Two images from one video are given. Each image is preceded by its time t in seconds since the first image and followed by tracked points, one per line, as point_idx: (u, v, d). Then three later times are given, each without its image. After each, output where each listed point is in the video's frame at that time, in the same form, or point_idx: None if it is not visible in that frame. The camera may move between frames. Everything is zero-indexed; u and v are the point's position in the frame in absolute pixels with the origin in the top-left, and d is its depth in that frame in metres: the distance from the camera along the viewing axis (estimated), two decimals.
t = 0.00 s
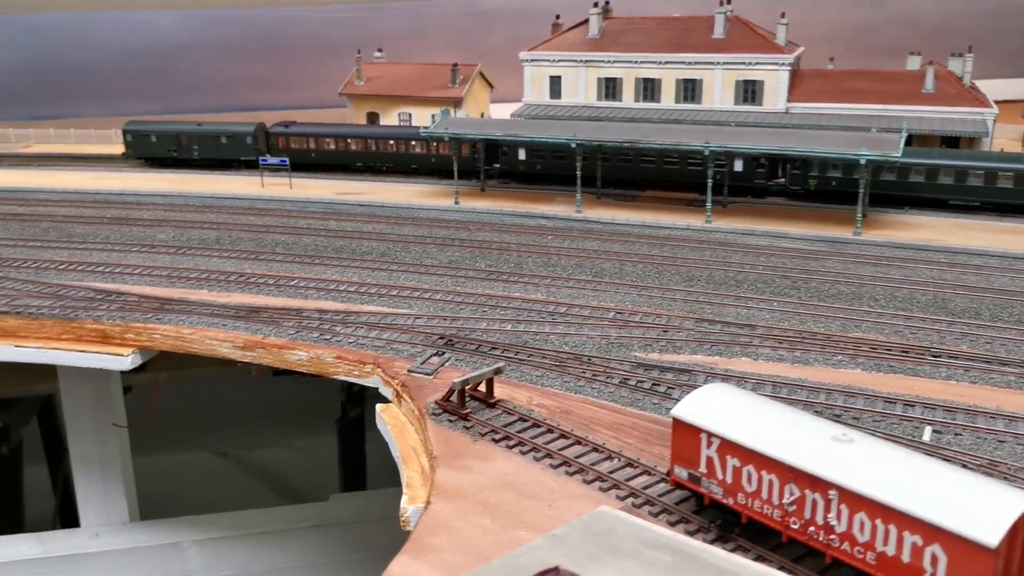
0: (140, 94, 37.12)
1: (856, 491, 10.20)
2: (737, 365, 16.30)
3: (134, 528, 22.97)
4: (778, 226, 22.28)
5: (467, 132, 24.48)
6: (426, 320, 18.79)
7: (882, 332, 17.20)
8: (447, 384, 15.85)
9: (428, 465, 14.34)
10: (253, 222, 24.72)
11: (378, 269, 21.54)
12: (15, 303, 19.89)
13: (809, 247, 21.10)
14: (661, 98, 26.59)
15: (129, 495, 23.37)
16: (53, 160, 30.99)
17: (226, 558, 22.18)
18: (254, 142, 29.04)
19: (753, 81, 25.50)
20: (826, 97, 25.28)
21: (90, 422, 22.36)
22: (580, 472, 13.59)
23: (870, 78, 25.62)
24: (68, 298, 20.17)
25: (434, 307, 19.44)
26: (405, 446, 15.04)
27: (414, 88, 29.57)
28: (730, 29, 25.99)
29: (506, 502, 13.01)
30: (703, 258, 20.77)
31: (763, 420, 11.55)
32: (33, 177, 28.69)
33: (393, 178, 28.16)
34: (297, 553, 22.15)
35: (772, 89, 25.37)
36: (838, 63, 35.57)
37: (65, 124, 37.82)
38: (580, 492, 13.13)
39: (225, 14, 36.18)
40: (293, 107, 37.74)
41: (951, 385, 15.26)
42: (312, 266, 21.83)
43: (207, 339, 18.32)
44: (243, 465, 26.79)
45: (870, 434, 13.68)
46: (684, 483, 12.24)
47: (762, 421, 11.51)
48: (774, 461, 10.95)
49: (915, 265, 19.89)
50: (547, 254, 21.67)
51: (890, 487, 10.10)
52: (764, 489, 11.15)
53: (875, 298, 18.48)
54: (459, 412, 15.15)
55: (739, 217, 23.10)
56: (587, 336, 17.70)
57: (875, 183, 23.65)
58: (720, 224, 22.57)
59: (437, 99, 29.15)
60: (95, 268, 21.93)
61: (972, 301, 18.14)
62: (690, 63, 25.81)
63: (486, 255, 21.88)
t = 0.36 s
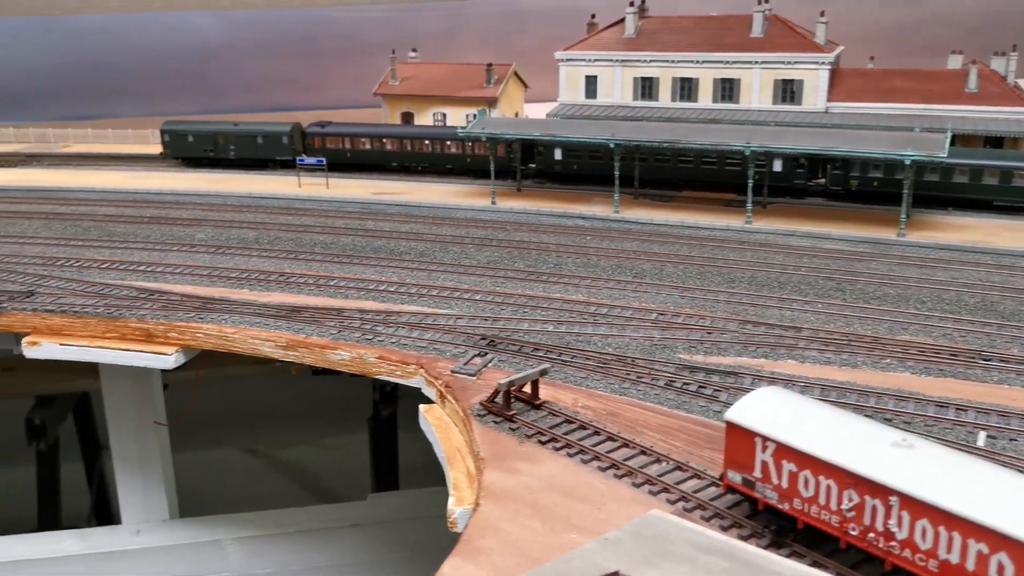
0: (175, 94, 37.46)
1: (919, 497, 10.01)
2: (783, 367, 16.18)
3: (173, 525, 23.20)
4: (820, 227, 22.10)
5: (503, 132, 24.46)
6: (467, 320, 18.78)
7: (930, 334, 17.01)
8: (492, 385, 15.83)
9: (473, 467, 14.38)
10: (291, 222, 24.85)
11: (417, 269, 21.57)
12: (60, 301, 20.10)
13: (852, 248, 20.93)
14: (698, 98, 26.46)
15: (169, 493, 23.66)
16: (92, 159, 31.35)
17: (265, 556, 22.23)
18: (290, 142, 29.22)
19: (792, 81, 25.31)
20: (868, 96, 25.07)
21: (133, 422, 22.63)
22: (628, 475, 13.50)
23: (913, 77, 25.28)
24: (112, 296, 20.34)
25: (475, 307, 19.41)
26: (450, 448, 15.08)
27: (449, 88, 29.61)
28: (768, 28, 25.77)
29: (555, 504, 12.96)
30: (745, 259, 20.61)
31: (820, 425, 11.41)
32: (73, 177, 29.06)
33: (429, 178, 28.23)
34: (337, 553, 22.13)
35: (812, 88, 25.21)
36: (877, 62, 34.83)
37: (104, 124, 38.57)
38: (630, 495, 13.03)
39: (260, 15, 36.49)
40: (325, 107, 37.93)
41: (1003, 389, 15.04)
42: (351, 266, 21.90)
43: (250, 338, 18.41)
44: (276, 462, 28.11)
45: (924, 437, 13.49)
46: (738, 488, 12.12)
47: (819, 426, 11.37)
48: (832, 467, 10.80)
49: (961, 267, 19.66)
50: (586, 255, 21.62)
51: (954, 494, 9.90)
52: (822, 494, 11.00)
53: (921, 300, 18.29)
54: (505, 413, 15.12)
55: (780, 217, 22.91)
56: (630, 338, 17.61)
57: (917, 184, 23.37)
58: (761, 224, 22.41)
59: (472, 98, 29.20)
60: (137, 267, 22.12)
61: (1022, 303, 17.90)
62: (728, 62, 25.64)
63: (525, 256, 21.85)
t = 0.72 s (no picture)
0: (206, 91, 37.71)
1: (978, 502, 9.84)
2: (826, 370, 16.04)
3: (205, 519, 23.18)
4: (859, 229, 21.97)
5: (538, 130, 24.42)
6: (504, 319, 18.72)
7: (975, 338, 16.82)
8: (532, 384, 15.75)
9: (514, 465, 14.36)
10: (325, 219, 24.91)
11: (452, 267, 21.55)
12: (99, 295, 20.27)
13: (893, 250, 20.77)
14: (733, 97, 26.34)
15: (202, 489, 23.63)
16: (126, 155, 31.63)
17: (297, 551, 22.47)
18: (322, 140, 29.33)
19: (829, 81, 25.21)
20: (906, 96, 24.90)
21: (168, 416, 22.75)
22: (673, 476, 13.40)
23: (952, 78, 25.04)
24: (150, 291, 20.48)
25: (511, 306, 19.35)
26: (490, 446, 15.03)
27: (481, 86, 29.58)
28: (805, 28, 25.65)
29: (600, 504, 12.88)
30: (783, 261, 20.48)
31: (873, 429, 11.27)
32: (109, 173, 29.35)
33: (460, 177, 28.25)
34: (367, 548, 22.41)
35: (850, 88, 25.11)
36: (915, 63, 34.16)
37: (134, 121, 38.51)
38: (675, 496, 12.93)
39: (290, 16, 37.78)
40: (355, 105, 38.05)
41: None
42: (386, 264, 21.91)
43: (287, 334, 18.45)
44: (299, 459, 30.82)
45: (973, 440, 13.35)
46: (788, 491, 12.04)
47: (873, 430, 11.24)
48: (887, 471, 10.67)
49: (1004, 271, 19.45)
50: (622, 255, 21.54)
51: (1015, 500, 9.71)
52: (877, 498, 10.88)
53: (965, 303, 18.11)
54: (546, 412, 15.04)
55: (818, 219, 22.79)
56: (669, 338, 17.50)
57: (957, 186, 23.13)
58: (798, 226, 22.31)
59: (502, 97, 29.13)
60: (174, 262, 22.27)
61: None
62: (764, 62, 25.55)
63: (560, 255, 21.79)
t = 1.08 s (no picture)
0: (236, 89, 38.02)
1: None
2: (866, 372, 15.88)
3: (235, 514, 23.19)
4: (896, 231, 21.79)
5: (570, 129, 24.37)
6: (538, 317, 18.66)
7: (1018, 342, 16.61)
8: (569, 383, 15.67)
9: (552, 463, 14.33)
10: (357, 216, 24.97)
11: (484, 265, 21.51)
12: (135, 290, 20.39)
13: (931, 253, 20.59)
14: (766, 98, 26.30)
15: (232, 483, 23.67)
16: (158, 152, 31.89)
17: (325, 548, 22.55)
18: (352, 138, 29.44)
19: (864, 82, 25.13)
20: (942, 98, 24.73)
21: (199, 410, 22.86)
22: (715, 476, 13.30)
23: (989, 80, 24.77)
24: (185, 286, 20.59)
25: (545, 304, 19.28)
26: (528, 444, 14.98)
27: (511, 85, 29.67)
28: (840, 29, 25.59)
29: (642, 503, 12.80)
30: (818, 263, 20.33)
31: (924, 431, 11.11)
32: (142, 169, 29.59)
33: (490, 175, 28.26)
34: (397, 547, 22.57)
35: (885, 90, 24.98)
36: (952, 64, 33.83)
37: (166, 117, 39.04)
38: (718, 497, 12.83)
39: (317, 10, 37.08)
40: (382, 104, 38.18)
41: None
42: (418, 261, 21.91)
43: (322, 330, 18.50)
44: (322, 458, 31.66)
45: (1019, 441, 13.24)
46: (835, 492, 11.93)
47: (923, 432, 11.08)
48: (939, 473, 10.51)
49: None
50: (655, 254, 21.45)
51: None
52: (928, 501, 10.73)
53: (1006, 307, 17.91)
54: (584, 411, 14.95)
55: (853, 221, 22.63)
56: (706, 339, 17.38)
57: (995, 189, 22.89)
58: (834, 227, 22.18)
59: (533, 96, 29.20)
60: (208, 258, 22.39)
61: None
62: (798, 62, 25.49)
63: (593, 254, 21.71)
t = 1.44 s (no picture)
0: (262, 88, 38.33)
1: None
2: (905, 376, 15.79)
3: (262, 510, 23.21)
4: (931, 233, 21.65)
5: (600, 129, 24.29)
6: (571, 317, 18.57)
7: None
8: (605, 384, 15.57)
9: (589, 464, 14.25)
10: (385, 215, 24.98)
11: (514, 264, 21.43)
12: (167, 286, 20.45)
13: (967, 256, 20.43)
14: (797, 99, 26.46)
15: (258, 480, 23.69)
16: (185, 149, 32.02)
17: (351, 545, 22.43)
18: (379, 136, 29.46)
19: (897, 82, 25.06)
20: (974, 100, 24.61)
21: (227, 407, 22.89)
22: (756, 479, 13.18)
23: None
24: (217, 283, 20.64)
25: (577, 304, 19.20)
26: (563, 445, 14.91)
27: (538, 84, 29.72)
28: (872, 29, 25.59)
29: (683, 506, 12.66)
30: (851, 264, 20.28)
31: (975, 436, 10.95)
32: (170, 166, 29.71)
33: (517, 174, 28.23)
34: (424, 546, 22.28)
35: (918, 91, 24.91)
36: (987, 65, 33.26)
37: (193, 115, 39.28)
38: (759, 500, 12.71)
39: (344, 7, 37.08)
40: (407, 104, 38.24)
41: None
42: (447, 260, 21.86)
43: (353, 328, 18.48)
44: (343, 458, 31.73)
45: None
46: (881, 497, 11.81)
47: (974, 437, 10.93)
48: (991, 478, 10.35)
49: None
50: (686, 255, 21.34)
51: None
52: (979, 507, 10.56)
53: None
54: (621, 412, 14.85)
55: (887, 223, 22.51)
56: (741, 340, 17.26)
57: None
58: (867, 229, 22.06)
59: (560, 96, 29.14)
60: (237, 255, 22.45)
61: None
62: (830, 63, 25.56)
63: (623, 255, 21.60)
